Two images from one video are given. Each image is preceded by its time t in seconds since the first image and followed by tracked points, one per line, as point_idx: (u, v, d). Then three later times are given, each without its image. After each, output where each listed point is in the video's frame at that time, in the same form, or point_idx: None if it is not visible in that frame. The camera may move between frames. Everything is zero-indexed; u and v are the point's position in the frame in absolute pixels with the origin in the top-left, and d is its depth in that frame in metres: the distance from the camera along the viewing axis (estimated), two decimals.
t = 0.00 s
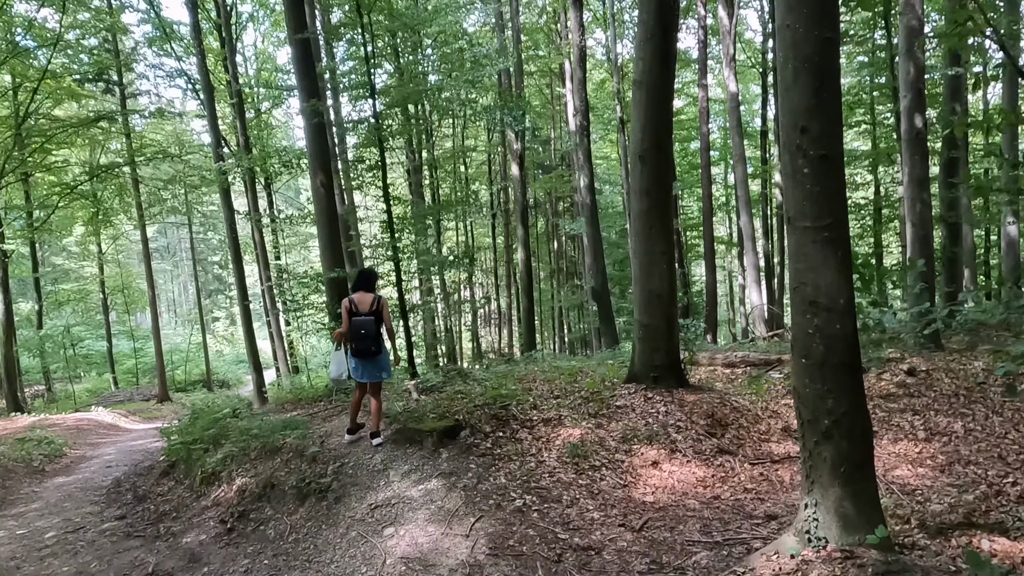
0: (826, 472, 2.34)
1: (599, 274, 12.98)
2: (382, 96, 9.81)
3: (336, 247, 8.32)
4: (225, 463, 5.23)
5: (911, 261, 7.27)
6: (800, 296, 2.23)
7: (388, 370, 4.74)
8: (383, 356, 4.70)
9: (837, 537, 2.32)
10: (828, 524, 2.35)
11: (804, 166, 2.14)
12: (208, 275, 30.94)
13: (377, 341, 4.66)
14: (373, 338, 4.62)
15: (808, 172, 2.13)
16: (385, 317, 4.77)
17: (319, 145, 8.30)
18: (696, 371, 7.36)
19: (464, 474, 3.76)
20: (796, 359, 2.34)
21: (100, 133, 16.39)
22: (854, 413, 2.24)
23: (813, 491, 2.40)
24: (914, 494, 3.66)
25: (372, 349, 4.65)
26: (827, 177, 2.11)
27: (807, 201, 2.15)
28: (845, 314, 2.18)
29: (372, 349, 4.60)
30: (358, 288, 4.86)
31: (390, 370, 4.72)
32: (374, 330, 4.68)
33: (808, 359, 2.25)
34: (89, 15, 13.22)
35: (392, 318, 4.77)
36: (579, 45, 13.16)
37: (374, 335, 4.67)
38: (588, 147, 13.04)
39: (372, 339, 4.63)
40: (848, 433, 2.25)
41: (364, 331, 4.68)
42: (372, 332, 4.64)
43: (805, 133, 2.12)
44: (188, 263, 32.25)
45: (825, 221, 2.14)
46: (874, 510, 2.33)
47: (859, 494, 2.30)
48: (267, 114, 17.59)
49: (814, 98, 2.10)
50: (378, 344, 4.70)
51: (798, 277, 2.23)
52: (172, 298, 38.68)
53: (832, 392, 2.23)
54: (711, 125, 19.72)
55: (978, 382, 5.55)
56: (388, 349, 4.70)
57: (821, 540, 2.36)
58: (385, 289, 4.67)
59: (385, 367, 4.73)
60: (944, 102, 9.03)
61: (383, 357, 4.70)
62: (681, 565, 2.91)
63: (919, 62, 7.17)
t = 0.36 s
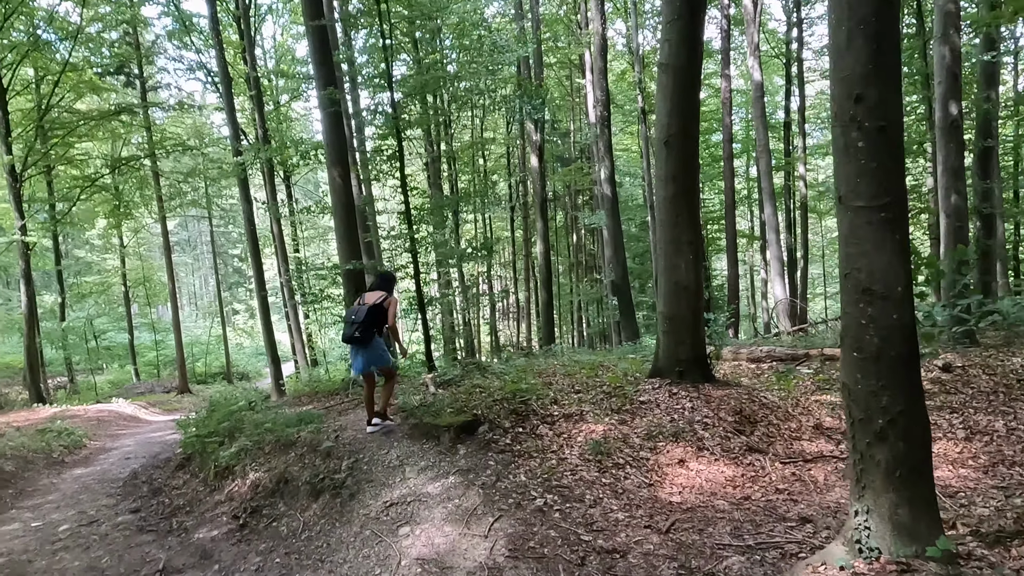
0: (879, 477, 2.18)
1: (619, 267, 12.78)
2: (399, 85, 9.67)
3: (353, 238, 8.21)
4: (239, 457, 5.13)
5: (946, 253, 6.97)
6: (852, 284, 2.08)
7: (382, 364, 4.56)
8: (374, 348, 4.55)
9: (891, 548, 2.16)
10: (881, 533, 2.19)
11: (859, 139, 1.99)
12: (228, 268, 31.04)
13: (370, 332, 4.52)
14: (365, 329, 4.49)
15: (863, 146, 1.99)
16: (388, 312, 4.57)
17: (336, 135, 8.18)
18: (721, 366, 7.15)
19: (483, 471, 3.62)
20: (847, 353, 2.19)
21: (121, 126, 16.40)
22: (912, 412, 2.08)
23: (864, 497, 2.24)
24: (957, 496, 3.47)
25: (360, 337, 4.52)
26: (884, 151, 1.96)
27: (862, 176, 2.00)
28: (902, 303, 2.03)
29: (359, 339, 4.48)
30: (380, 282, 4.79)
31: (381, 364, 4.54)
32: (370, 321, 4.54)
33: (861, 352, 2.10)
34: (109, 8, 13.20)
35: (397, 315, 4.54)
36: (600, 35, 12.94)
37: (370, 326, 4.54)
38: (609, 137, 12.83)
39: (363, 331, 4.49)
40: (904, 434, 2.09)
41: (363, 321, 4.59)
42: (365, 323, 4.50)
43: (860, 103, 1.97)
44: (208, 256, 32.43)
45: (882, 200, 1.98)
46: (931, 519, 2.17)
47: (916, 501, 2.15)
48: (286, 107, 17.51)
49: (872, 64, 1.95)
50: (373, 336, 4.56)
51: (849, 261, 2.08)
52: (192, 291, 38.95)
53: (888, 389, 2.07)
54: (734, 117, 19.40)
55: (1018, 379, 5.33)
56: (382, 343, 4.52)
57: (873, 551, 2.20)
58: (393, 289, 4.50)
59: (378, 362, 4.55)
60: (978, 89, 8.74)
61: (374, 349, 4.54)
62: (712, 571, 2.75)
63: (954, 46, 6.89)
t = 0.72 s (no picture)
0: (932, 492, 2.03)
1: (630, 265, 12.60)
2: (408, 78, 9.52)
3: (361, 234, 8.06)
4: (242, 457, 4.99)
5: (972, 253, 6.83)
6: (903, 281, 1.94)
7: (371, 360, 4.17)
8: (367, 341, 4.20)
9: (948, 571, 2.02)
10: (935, 555, 2.06)
11: (913, 120, 1.84)
12: (238, 265, 31.00)
13: (371, 324, 4.23)
14: (365, 317, 4.22)
15: (916, 128, 1.84)
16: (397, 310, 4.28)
17: (343, 128, 8.03)
18: (736, 366, 6.96)
19: (492, 476, 3.46)
20: (895, 356, 2.04)
21: (130, 122, 16.32)
22: (970, 422, 1.94)
23: (914, 515, 2.11)
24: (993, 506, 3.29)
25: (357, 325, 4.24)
26: (940, 132, 1.82)
27: (914, 162, 1.85)
28: (960, 302, 1.88)
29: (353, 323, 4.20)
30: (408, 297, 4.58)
31: (369, 357, 4.15)
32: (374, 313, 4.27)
33: (912, 357, 1.96)
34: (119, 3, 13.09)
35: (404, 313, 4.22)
36: (612, 29, 12.75)
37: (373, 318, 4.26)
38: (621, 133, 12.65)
39: (363, 319, 4.22)
40: (961, 447, 1.95)
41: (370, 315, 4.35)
42: (368, 312, 4.24)
43: (915, 79, 1.82)
44: (218, 252, 32.42)
45: (938, 188, 1.83)
46: (989, 537, 2.04)
47: (973, 519, 2.01)
48: (295, 103, 17.42)
49: (929, 35, 1.79)
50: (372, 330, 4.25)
51: (900, 255, 1.93)
52: (202, 288, 38.97)
53: (944, 397, 1.93)
54: (746, 113, 19.17)
55: None
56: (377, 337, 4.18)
57: None
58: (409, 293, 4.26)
59: (367, 356, 4.17)
60: (1000, 83, 8.52)
61: (366, 341, 4.19)
62: None
63: (979, 38, 6.75)
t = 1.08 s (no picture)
0: (978, 513, 1.87)
1: (637, 268, 12.42)
2: (414, 75, 9.38)
3: (363, 231, 7.91)
4: (235, 458, 4.84)
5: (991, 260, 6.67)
6: (951, 277, 1.81)
7: (361, 358, 3.98)
8: (363, 337, 4.02)
9: None
10: None
11: (965, 98, 1.72)
12: (242, 264, 30.91)
13: (372, 322, 4.06)
14: (368, 313, 4.06)
15: (969, 107, 1.72)
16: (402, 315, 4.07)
17: (347, 125, 7.89)
18: (745, 371, 6.79)
19: (493, 483, 3.31)
20: (938, 362, 1.91)
21: (136, 119, 16.21)
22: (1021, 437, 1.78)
23: (958, 537, 1.95)
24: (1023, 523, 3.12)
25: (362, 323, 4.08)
26: (995, 112, 1.69)
27: (966, 145, 1.73)
28: (1013, 302, 1.73)
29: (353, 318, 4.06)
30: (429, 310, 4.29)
31: (358, 353, 3.97)
32: (378, 313, 4.09)
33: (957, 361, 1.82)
34: None
35: (407, 320, 4.00)
36: (621, 29, 12.59)
37: (375, 317, 4.08)
38: (628, 134, 12.50)
39: (365, 314, 4.06)
40: (1011, 463, 1.79)
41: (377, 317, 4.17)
42: (373, 309, 4.07)
43: (969, 53, 1.70)
44: (221, 251, 32.35)
45: (993, 173, 1.70)
46: None
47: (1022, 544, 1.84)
48: (301, 102, 17.31)
49: (985, 5, 1.67)
50: (372, 328, 4.07)
51: (949, 248, 1.80)
52: (205, 286, 38.89)
53: (993, 407, 1.78)
54: (755, 117, 18.99)
55: None
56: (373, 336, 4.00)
57: None
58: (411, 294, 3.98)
59: (357, 352, 3.99)
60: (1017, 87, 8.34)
61: (361, 337, 4.01)
62: None
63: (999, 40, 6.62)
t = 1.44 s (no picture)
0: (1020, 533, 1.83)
1: (634, 279, 12.30)
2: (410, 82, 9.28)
3: (356, 240, 7.78)
4: (222, 472, 4.68)
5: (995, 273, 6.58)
6: (993, 280, 1.77)
7: (349, 367, 3.85)
8: (354, 346, 3.88)
9: None
10: None
11: (1010, 89, 1.69)
12: (235, 274, 30.71)
13: (369, 331, 3.91)
14: (366, 322, 3.91)
15: (1015, 96, 1.68)
16: (398, 333, 3.89)
17: (341, 132, 7.77)
18: (745, 384, 6.65)
19: (489, 499, 3.17)
20: (977, 373, 1.88)
21: (130, 128, 16.08)
22: None
23: (1000, 564, 1.89)
24: None
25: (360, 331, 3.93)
26: None
27: (1011, 136, 1.70)
28: None
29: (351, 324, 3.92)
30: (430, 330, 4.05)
31: (347, 363, 3.84)
32: (377, 324, 3.93)
33: (999, 371, 1.79)
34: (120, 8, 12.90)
35: (402, 338, 3.83)
36: (619, 39, 12.54)
37: (373, 328, 3.93)
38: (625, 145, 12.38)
39: (363, 322, 3.91)
40: None
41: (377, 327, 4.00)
42: (372, 319, 3.92)
43: (1013, 39, 1.67)
44: (215, 262, 32.16)
45: None
46: None
47: None
48: (296, 112, 17.21)
49: None
50: (368, 338, 3.92)
51: (990, 246, 1.78)
52: (199, 297, 38.68)
53: None
54: (751, 129, 18.98)
55: None
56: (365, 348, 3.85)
57: None
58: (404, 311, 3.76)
59: (346, 361, 3.86)
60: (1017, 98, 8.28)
61: (352, 346, 3.88)
62: None
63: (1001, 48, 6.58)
